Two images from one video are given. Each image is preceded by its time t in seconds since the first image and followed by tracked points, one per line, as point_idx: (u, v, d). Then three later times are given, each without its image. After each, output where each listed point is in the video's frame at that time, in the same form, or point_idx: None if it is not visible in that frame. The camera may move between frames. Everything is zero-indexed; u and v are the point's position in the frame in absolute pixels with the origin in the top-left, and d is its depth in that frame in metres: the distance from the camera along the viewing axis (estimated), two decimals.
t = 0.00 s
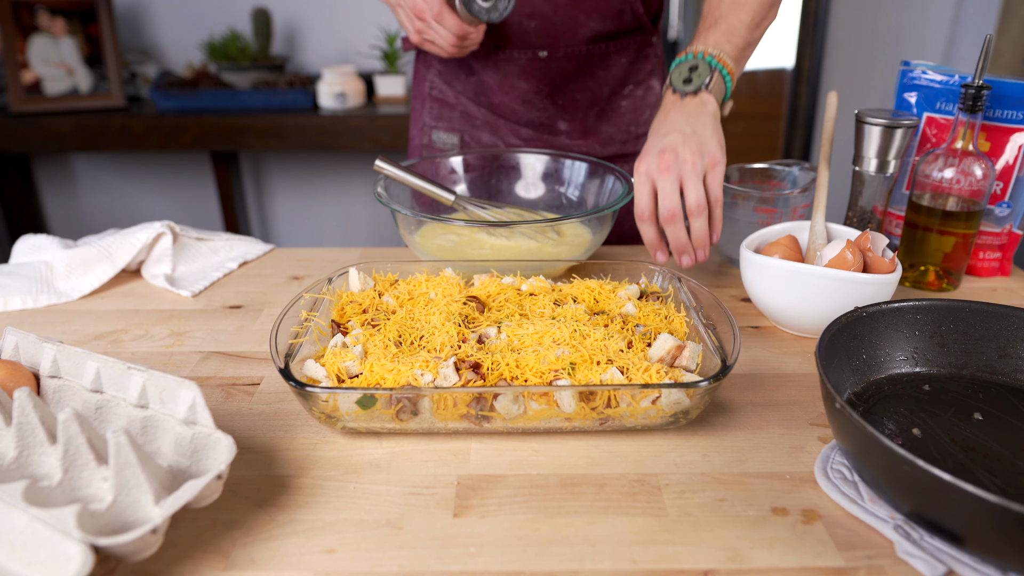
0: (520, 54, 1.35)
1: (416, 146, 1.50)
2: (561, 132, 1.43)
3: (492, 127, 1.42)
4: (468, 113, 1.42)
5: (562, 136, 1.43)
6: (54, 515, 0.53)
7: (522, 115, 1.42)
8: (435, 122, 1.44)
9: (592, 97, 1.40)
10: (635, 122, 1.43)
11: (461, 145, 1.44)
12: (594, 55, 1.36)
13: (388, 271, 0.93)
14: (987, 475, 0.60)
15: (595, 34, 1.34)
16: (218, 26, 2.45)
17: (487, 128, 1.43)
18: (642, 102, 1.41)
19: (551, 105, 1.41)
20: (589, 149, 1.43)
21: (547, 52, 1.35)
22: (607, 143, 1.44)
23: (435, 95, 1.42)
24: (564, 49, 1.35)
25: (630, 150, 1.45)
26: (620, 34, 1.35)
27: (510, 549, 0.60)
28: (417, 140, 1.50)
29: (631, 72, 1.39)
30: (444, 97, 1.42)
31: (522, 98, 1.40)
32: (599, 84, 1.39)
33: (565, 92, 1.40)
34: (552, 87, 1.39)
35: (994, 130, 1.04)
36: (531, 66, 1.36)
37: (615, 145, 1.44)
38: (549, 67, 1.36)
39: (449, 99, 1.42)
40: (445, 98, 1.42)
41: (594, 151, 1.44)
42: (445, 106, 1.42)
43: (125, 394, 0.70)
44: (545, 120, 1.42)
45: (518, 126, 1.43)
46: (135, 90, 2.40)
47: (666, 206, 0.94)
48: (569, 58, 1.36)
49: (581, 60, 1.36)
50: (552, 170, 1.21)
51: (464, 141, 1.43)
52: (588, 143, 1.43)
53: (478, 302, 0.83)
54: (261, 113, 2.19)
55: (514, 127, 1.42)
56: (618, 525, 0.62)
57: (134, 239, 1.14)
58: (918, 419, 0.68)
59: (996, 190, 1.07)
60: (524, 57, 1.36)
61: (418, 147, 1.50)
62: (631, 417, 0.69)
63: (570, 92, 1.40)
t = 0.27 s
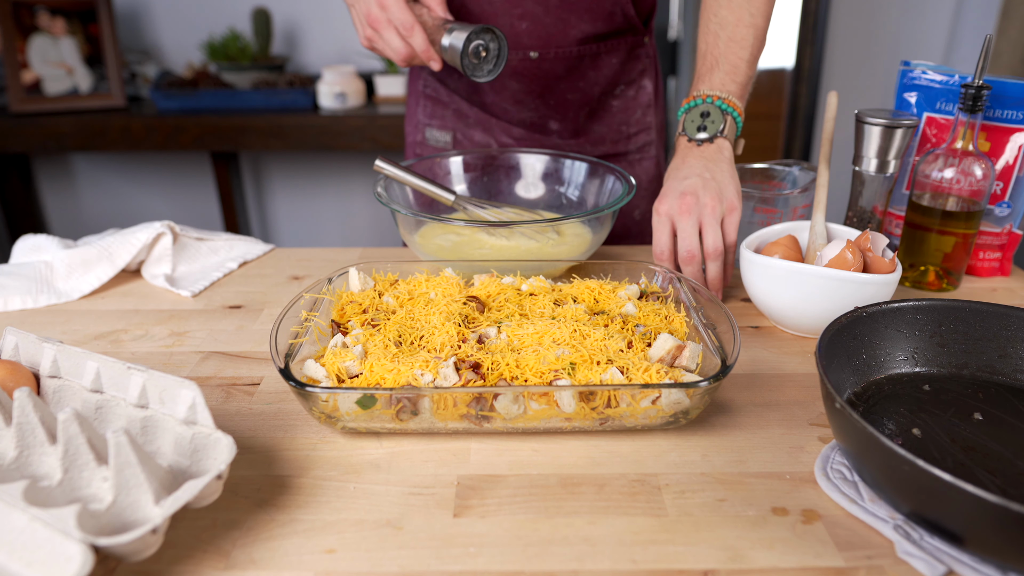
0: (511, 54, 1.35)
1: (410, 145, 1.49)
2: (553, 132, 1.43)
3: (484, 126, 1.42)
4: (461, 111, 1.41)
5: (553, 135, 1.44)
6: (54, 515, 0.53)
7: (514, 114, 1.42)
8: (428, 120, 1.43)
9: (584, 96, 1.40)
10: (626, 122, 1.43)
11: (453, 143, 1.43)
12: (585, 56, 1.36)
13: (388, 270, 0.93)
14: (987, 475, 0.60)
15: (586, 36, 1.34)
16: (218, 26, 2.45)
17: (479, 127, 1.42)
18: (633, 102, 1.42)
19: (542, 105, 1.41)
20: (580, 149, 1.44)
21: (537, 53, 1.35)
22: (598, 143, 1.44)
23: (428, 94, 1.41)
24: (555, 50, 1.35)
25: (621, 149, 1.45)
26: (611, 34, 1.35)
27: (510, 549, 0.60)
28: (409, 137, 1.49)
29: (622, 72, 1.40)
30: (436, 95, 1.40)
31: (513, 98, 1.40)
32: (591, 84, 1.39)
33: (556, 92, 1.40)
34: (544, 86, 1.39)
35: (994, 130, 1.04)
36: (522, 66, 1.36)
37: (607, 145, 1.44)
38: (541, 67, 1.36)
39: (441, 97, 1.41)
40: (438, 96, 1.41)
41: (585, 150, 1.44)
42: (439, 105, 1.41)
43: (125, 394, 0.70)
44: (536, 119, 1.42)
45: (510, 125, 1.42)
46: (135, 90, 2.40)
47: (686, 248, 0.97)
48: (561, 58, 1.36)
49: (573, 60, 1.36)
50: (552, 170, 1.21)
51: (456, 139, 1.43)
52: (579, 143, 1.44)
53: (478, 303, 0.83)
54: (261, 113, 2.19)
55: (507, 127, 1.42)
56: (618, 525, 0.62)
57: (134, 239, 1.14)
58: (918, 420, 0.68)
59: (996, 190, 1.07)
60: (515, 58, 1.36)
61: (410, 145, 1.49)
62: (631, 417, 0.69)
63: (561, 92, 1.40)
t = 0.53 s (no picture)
0: (508, 56, 1.35)
1: (406, 144, 1.49)
2: (549, 132, 1.44)
3: (481, 126, 1.42)
4: (458, 112, 1.41)
5: (550, 136, 1.44)
6: (54, 515, 0.53)
7: (511, 115, 1.42)
8: (425, 120, 1.43)
9: (580, 97, 1.40)
10: (622, 122, 1.44)
11: (450, 143, 1.43)
12: (582, 58, 1.36)
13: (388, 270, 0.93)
14: (987, 475, 0.60)
15: (582, 38, 1.34)
16: (218, 26, 2.45)
17: (476, 127, 1.42)
18: (629, 102, 1.42)
19: (539, 106, 1.41)
20: (577, 150, 1.45)
21: (535, 55, 1.35)
22: (594, 143, 1.45)
23: (425, 93, 1.41)
24: (552, 53, 1.35)
25: (617, 149, 1.46)
26: (607, 36, 1.35)
27: (510, 549, 0.60)
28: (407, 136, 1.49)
29: (618, 72, 1.40)
30: (433, 95, 1.40)
31: (510, 99, 1.40)
32: (587, 85, 1.39)
33: (553, 93, 1.40)
34: (541, 88, 1.39)
35: (994, 130, 1.04)
36: (520, 68, 1.36)
37: (603, 145, 1.45)
38: (537, 69, 1.36)
39: (439, 97, 1.41)
40: (435, 96, 1.41)
41: (581, 151, 1.45)
42: (435, 105, 1.41)
43: (125, 394, 0.70)
44: (533, 120, 1.42)
45: (506, 126, 1.43)
46: (135, 90, 2.40)
47: (672, 127, 0.87)
48: (557, 60, 1.36)
49: (569, 62, 1.36)
50: (552, 170, 1.21)
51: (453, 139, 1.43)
52: (576, 143, 1.44)
53: (478, 302, 0.83)
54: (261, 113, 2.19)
55: (503, 127, 1.42)
56: (618, 525, 0.62)
57: (135, 239, 1.14)
58: (918, 419, 0.68)
59: (996, 190, 1.07)
60: (512, 59, 1.36)
61: (406, 144, 1.49)
62: (631, 417, 0.69)
63: (558, 93, 1.40)
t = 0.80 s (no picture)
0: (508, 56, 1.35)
1: (403, 140, 1.50)
2: (548, 130, 1.43)
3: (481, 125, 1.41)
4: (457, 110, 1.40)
5: (549, 134, 1.44)
6: (54, 515, 0.53)
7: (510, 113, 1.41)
8: (424, 116, 1.42)
9: (579, 96, 1.40)
10: (618, 119, 1.44)
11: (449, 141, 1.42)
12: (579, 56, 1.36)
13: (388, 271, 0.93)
14: (987, 475, 0.60)
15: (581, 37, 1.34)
16: (218, 26, 2.45)
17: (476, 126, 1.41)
18: (624, 99, 1.43)
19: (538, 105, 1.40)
20: (575, 148, 1.45)
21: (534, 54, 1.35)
22: (592, 141, 1.45)
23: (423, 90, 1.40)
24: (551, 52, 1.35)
25: (614, 146, 1.46)
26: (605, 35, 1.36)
27: (509, 549, 0.60)
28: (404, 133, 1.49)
29: (614, 71, 1.40)
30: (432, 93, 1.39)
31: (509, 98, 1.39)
32: (585, 83, 1.39)
33: (551, 92, 1.39)
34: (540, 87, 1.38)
35: (994, 130, 1.04)
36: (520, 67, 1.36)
37: (600, 143, 1.45)
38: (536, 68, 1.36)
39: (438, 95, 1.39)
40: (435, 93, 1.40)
41: (580, 149, 1.45)
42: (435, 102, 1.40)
43: (125, 394, 0.70)
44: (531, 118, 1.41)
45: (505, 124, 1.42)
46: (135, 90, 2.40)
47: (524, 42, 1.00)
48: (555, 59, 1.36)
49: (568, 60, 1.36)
50: (552, 170, 1.21)
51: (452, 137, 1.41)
52: (574, 141, 1.44)
53: (478, 302, 0.83)
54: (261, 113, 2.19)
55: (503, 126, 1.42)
56: (618, 525, 0.62)
57: (135, 240, 1.14)
58: (918, 420, 0.68)
59: (996, 190, 1.07)
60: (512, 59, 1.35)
61: (404, 139, 1.49)
62: (631, 417, 0.69)
63: (557, 92, 1.39)
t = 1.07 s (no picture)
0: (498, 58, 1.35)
1: (394, 133, 1.50)
2: (537, 131, 1.43)
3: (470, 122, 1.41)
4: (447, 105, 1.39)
5: (537, 135, 1.43)
6: (54, 515, 0.53)
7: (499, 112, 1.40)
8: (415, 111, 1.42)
9: (566, 98, 1.40)
10: (607, 121, 1.45)
11: (438, 136, 1.41)
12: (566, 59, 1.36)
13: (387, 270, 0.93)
14: (987, 475, 0.60)
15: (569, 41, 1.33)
16: (218, 26, 2.45)
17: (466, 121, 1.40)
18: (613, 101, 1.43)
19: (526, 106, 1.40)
20: (563, 148, 1.45)
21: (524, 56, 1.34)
22: (580, 142, 1.45)
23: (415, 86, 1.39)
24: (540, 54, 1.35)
25: (601, 148, 1.47)
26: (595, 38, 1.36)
27: (509, 549, 0.60)
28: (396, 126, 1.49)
29: (603, 73, 1.40)
30: (424, 87, 1.38)
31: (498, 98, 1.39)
32: (572, 86, 1.39)
33: (538, 93, 1.39)
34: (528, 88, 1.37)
35: (994, 130, 1.04)
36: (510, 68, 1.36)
37: (588, 144, 1.45)
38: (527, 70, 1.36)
39: (429, 90, 1.39)
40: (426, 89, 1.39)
41: (567, 150, 1.45)
42: (426, 98, 1.39)
43: (125, 394, 0.70)
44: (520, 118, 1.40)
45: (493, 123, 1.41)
46: (135, 90, 2.40)
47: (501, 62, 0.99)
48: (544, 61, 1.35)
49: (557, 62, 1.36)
50: (551, 171, 1.21)
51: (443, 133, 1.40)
52: (562, 142, 1.44)
53: (478, 302, 0.83)
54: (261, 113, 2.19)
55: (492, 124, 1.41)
56: (618, 525, 0.62)
57: (135, 239, 1.14)
58: (918, 419, 0.68)
59: (996, 190, 1.07)
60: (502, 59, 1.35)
61: (396, 133, 1.49)
62: (631, 417, 0.69)
63: (544, 94, 1.39)
